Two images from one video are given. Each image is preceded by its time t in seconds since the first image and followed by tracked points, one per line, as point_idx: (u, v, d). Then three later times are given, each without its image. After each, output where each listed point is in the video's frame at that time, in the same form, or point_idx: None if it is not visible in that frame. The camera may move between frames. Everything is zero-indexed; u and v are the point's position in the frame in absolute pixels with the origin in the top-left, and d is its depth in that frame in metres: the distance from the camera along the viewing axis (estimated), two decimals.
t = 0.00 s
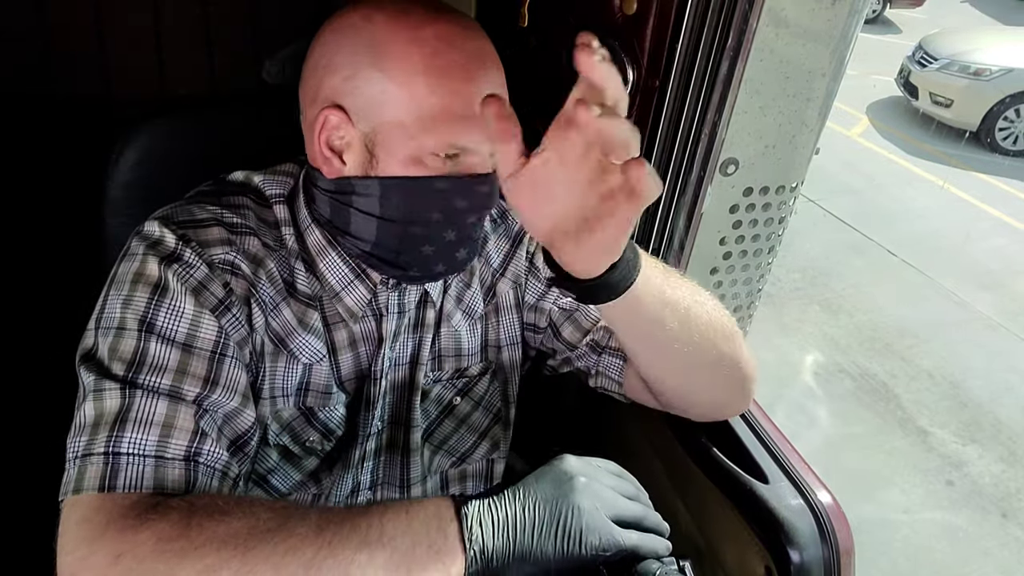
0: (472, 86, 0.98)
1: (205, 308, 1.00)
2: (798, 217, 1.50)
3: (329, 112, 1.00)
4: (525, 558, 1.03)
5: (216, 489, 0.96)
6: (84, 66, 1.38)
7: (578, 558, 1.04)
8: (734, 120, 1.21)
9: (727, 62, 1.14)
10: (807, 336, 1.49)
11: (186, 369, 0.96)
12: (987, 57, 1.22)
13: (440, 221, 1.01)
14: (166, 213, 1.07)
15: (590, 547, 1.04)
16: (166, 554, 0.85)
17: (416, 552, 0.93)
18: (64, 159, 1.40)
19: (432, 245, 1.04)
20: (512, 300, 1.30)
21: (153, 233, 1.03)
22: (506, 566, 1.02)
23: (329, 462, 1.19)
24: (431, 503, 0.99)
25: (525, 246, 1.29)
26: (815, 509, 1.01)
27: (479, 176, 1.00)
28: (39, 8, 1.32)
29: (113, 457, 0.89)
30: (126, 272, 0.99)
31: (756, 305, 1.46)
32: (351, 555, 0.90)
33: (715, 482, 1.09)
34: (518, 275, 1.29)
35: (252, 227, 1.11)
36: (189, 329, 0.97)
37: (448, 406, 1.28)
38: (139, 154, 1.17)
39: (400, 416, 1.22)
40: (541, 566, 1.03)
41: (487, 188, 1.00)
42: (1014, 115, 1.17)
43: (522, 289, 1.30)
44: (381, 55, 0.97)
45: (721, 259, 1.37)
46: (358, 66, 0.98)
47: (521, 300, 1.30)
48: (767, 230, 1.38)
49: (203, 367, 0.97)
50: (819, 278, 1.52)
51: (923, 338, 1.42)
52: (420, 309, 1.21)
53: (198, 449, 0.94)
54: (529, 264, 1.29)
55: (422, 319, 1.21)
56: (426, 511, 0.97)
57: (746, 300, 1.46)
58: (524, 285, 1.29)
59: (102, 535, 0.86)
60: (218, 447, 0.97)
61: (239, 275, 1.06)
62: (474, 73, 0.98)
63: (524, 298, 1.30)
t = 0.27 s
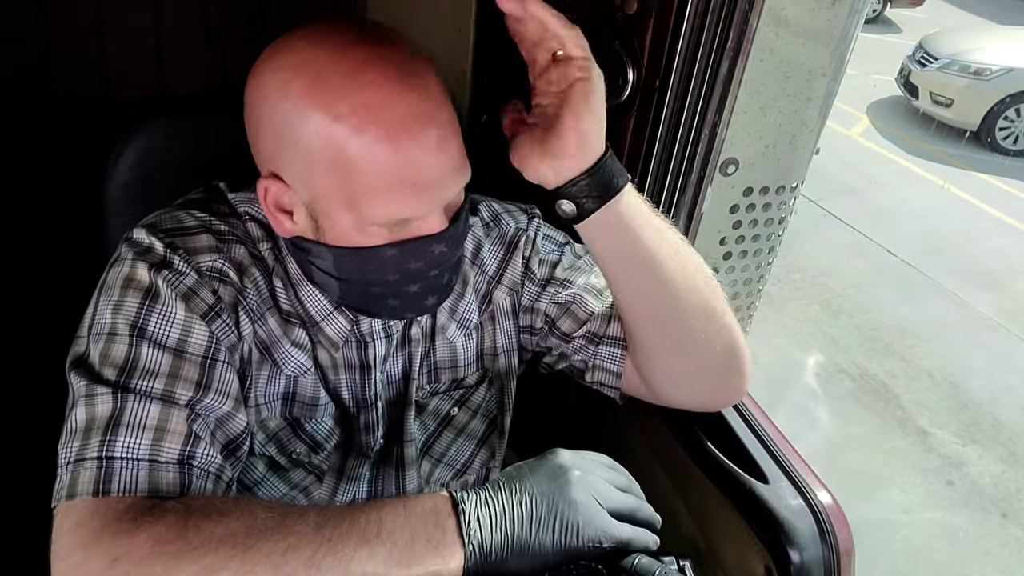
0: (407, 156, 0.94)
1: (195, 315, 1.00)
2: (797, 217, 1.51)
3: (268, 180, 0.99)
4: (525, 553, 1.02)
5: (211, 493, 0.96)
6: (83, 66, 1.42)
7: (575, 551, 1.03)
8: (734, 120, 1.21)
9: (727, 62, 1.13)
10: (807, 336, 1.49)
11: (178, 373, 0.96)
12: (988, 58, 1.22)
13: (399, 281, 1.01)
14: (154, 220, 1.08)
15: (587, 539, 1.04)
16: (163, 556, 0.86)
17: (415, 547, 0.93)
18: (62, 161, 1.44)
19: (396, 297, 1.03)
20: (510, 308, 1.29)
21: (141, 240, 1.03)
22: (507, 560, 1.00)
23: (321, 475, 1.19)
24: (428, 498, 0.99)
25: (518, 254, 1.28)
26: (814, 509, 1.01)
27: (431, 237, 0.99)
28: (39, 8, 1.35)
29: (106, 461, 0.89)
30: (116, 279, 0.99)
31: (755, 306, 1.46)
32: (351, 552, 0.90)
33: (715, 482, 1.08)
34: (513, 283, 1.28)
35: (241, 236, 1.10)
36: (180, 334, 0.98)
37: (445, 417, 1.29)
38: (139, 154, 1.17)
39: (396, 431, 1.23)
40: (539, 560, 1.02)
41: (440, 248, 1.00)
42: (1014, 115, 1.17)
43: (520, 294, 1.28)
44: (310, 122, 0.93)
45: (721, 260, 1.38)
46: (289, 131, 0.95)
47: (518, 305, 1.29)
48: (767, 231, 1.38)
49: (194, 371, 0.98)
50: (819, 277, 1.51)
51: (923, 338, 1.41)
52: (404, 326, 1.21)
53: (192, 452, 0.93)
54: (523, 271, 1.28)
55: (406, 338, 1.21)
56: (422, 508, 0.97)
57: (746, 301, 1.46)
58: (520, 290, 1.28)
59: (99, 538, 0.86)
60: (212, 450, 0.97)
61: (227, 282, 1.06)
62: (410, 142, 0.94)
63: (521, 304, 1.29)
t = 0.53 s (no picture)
0: (356, 149, 0.96)
1: (188, 315, 1.00)
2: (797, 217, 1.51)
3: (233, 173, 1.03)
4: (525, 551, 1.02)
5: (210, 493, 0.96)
6: (83, 66, 1.50)
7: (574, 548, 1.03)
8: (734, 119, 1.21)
9: (727, 62, 1.13)
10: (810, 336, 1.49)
11: (173, 372, 0.96)
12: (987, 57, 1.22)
13: (359, 277, 1.02)
14: (144, 223, 1.08)
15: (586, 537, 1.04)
16: (162, 556, 0.85)
17: (415, 545, 0.93)
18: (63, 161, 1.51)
19: (362, 296, 1.05)
20: (507, 314, 1.29)
21: (132, 242, 1.03)
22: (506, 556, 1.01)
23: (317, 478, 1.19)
24: (428, 496, 0.99)
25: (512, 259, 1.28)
26: (814, 509, 1.01)
27: (390, 232, 1.00)
28: (39, 9, 1.42)
29: (103, 462, 0.89)
30: (108, 281, 0.99)
31: (756, 305, 1.46)
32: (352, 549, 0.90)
33: (715, 483, 1.08)
34: (507, 288, 1.28)
35: (231, 235, 1.11)
36: (173, 335, 0.98)
37: (440, 420, 1.30)
38: (139, 153, 1.17)
39: (392, 436, 1.24)
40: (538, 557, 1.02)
41: (398, 244, 1.01)
42: (1014, 115, 1.17)
43: (516, 300, 1.28)
44: (264, 118, 0.97)
45: (722, 260, 1.38)
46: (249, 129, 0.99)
47: (517, 310, 1.29)
48: (767, 231, 1.38)
49: (189, 371, 0.98)
50: (819, 277, 1.51)
51: (923, 338, 1.41)
52: (390, 330, 1.23)
53: (190, 452, 0.94)
54: (519, 275, 1.28)
55: (395, 340, 1.24)
56: (422, 506, 0.97)
57: (747, 301, 1.46)
58: (517, 295, 1.28)
59: (98, 538, 0.86)
60: (209, 450, 0.97)
61: (219, 283, 1.06)
62: (358, 135, 0.96)
63: (517, 308, 1.29)
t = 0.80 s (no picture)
0: (280, 93, 1.04)
1: (174, 307, 1.00)
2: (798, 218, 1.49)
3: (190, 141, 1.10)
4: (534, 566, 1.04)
5: (209, 485, 0.97)
6: (84, 66, 1.42)
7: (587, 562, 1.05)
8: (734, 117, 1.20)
9: (727, 62, 1.13)
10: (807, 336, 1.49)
11: (164, 364, 0.97)
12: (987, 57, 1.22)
13: (295, 236, 1.03)
14: (129, 221, 1.08)
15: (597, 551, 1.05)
16: (166, 552, 0.85)
17: (416, 556, 0.92)
18: (63, 159, 1.43)
19: (305, 262, 1.04)
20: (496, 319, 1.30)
21: (116, 241, 1.03)
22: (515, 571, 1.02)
23: (305, 470, 1.20)
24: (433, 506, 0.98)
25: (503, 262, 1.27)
26: (815, 509, 1.01)
27: (318, 182, 1.04)
28: (39, 9, 1.35)
29: (100, 457, 0.89)
30: (95, 279, 0.99)
31: (755, 303, 1.47)
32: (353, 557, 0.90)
33: (715, 484, 1.09)
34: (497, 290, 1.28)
35: (216, 228, 1.12)
36: (162, 328, 0.98)
37: (424, 420, 1.31)
38: (139, 154, 1.18)
39: (373, 426, 1.25)
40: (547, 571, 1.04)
41: (327, 195, 1.03)
42: (1014, 115, 1.17)
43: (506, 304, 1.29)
44: (206, 82, 1.06)
45: (721, 259, 1.37)
46: (196, 88, 1.08)
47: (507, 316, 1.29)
48: (766, 230, 1.38)
49: (180, 362, 0.98)
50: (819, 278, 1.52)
51: (923, 337, 1.41)
52: (372, 324, 1.23)
53: (186, 443, 0.94)
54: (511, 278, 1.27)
55: (377, 334, 1.24)
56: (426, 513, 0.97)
57: (746, 300, 1.47)
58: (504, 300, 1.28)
59: (105, 531, 0.86)
60: (206, 439, 0.98)
61: (203, 274, 1.07)
62: (281, 80, 1.04)
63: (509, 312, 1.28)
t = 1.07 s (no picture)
0: (252, 74, 1.06)
1: (163, 302, 1.03)
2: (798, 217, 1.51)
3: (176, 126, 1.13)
4: None
5: (205, 479, 0.99)
6: (84, 66, 1.40)
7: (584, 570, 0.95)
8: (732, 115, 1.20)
9: (727, 62, 1.14)
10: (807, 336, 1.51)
11: (156, 359, 0.99)
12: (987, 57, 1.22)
13: (264, 221, 1.05)
14: (116, 219, 1.10)
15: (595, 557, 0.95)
16: (170, 546, 0.86)
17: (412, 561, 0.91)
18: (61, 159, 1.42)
19: (273, 248, 1.06)
20: (479, 320, 1.28)
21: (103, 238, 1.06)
22: None
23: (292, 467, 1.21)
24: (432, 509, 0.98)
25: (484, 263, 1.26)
26: (814, 509, 1.01)
27: (287, 165, 1.06)
28: (39, 8, 1.33)
29: (97, 453, 0.91)
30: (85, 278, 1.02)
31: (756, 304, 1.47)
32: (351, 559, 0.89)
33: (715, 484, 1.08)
34: (481, 292, 1.26)
35: (200, 223, 1.14)
36: (152, 324, 1.01)
37: (409, 421, 1.28)
38: (139, 154, 1.18)
39: (357, 423, 1.25)
40: None
41: (295, 177, 1.05)
42: (1014, 115, 1.17)
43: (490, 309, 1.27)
44: (185, 62, 1.09)
45: (721, 259, 1.38)
46: (179, 73, 1.11)
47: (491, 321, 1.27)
48: (766, 230, 1.38)
49: (171, 357, 1.01)
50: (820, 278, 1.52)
51: (923, 338, 1.41)
52: (357, 321, 1.23)
53: (182, 438, 0.96)
54: (495, 280, 1.26)
55: (361, 331, 1.24)
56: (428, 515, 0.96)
57: (747, 300, 1.46)
58: (485, 303, 1.26)
59: (110, 525, 0.87)
60: (202, 434, 1.00)
61: (190, 269, 1.09)
62: (255, 63, 1.06)
63: (489, 316, 1.27)
